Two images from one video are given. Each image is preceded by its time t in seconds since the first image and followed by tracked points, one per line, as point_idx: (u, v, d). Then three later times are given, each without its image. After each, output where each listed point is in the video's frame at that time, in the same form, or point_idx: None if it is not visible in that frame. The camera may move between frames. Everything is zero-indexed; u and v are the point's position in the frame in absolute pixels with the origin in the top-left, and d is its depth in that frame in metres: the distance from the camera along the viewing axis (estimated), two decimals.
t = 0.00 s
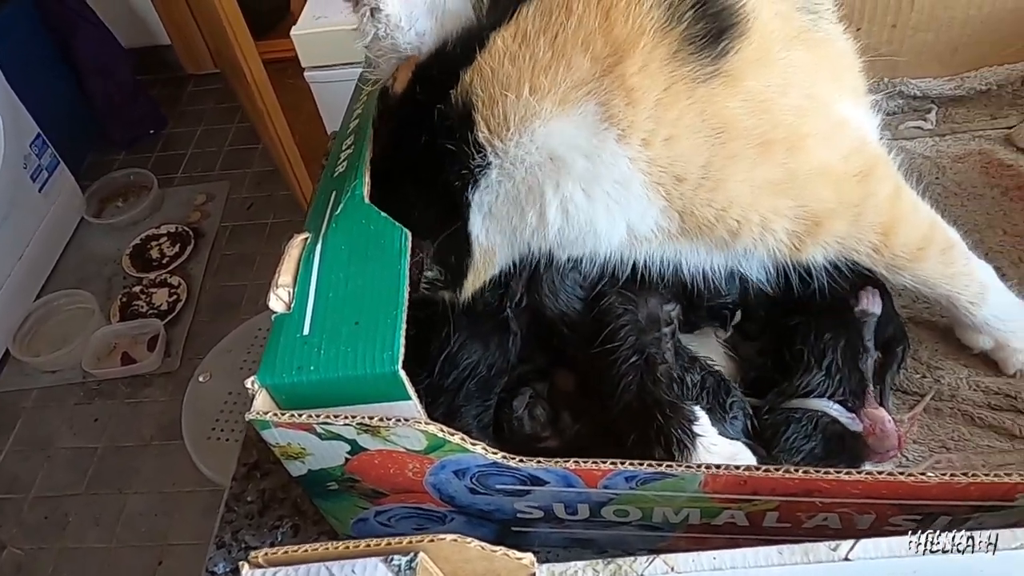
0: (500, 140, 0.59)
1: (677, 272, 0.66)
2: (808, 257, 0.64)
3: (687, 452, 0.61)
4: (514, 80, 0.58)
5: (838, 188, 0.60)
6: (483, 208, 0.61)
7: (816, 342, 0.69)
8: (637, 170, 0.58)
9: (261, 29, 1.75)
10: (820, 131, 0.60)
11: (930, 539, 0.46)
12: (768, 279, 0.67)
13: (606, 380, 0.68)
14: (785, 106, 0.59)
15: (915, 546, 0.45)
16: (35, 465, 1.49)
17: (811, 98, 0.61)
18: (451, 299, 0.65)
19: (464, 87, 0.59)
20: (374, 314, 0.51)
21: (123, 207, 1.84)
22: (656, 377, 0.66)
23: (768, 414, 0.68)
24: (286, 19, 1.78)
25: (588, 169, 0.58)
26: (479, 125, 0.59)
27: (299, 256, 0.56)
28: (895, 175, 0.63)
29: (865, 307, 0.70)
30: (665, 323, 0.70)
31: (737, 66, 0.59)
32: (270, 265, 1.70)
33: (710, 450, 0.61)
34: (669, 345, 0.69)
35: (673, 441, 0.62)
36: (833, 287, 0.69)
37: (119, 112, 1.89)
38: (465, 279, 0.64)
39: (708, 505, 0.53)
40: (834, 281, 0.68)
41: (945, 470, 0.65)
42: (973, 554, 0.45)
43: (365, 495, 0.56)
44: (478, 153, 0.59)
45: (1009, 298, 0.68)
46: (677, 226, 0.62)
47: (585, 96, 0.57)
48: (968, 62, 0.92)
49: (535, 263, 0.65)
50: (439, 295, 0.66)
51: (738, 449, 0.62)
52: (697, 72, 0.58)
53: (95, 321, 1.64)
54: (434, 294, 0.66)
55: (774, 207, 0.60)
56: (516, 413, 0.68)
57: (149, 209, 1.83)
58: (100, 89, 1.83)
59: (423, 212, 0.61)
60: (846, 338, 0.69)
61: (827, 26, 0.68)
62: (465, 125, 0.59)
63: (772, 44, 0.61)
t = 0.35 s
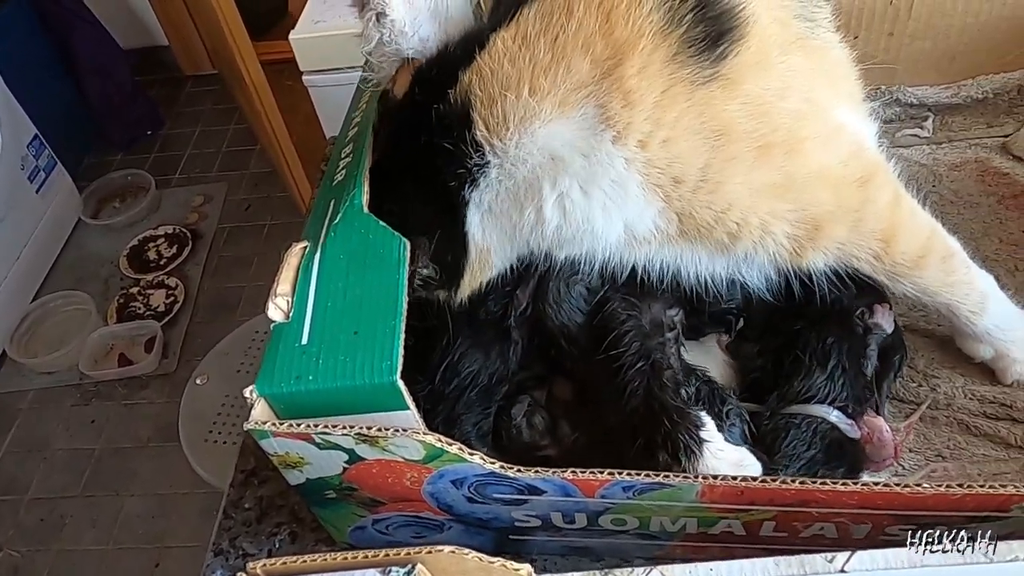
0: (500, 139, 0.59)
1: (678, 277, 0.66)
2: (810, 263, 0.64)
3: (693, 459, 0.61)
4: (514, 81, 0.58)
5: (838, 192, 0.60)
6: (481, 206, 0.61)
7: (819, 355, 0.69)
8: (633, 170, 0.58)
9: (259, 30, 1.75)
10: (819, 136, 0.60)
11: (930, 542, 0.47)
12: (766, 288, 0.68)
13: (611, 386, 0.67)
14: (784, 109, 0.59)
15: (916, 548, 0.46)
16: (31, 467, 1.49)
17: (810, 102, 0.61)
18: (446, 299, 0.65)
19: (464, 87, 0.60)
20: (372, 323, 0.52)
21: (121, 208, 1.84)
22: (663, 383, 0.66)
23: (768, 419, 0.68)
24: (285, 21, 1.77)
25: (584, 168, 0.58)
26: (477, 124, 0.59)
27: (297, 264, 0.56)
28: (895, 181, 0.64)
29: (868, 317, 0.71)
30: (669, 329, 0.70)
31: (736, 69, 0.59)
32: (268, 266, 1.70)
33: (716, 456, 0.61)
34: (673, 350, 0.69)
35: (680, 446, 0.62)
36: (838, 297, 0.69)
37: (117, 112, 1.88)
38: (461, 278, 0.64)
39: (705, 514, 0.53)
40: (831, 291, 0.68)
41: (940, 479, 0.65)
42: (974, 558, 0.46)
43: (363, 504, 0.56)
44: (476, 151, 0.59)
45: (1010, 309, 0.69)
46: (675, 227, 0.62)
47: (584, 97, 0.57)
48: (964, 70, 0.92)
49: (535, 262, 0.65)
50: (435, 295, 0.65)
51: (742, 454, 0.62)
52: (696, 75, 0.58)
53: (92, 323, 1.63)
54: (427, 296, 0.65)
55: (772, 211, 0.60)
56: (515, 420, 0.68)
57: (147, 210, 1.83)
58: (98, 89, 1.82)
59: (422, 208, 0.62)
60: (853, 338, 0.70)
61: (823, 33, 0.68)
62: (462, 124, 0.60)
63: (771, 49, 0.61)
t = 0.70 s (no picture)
0: (460, 159, 0.60)
1: (639, 285, 0.67)
2: (771, 271, 0.65)
3: (652, 461, 0.62)
4: (471, 100, 0.58)
5: (799, 202, 0.62)
6: (444, 223, 0.62)
7: (785, 366, 0.71)
8: (594, 184, 0.59)
9: (236, 36, 1.74)
10: (776, 146, 0.61)
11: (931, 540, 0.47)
12: (727, 291, 0.68)
13: (564, 387, 0.68)
14: (742, 121, 0.60)
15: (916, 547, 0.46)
16: (10, 479, 1.47)
17: (764, 112, 0.62)
18: (410, 312, 0.67)
19: (422, 108, 0.60)
20: (344, 332, 0.52)
21: (98, 216, 1.82)
22: (623, 383, 0.66)
23: (740, 421, 0.70)
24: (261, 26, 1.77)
25: (545, 184, 0.59)
26: (438, 145, 0.60)
27: (269, 275, 0.56)
28: (859, 188, 0.65)
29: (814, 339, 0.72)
30: (629, 330, 0.70)
31: (693, 82, 0.60)
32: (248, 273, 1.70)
33: (675, 457, 0.62)
34: (632, 352, 0.70)
35: (640, 447, 0.62)
36: (802, 296, 0.69)
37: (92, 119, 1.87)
38: (425, 294, 0.65)
39: (678, 516, 0.54)
40: (792, 295, 0.69)
41: (907, 478, 0.68)
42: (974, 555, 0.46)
43: (339, 512, 0.57)
44: (438, 172, 0.60)
45: (975, 311, 0.71)
46: (636, 239, 0.62)
47: (544, 112, 0.58)
48: (928, 72, 0.94)
49: (498, 275, 0.66)
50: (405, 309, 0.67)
51: (702, 453, 0.64)
52: (653, 89, 0.58)
53: (70, 333, 1.62)
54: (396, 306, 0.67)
55: (734, 222, 0.61)
56: (489, 426, 0.71)
57: (125, 217, 1.82)
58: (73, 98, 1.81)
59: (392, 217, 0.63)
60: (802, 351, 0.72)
61: (781, 42, 0.70)
62: (426, 145, 0.60)
63: (727, 61, 0.62)
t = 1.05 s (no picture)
0: (438, 182, 0.61)
1: (610, 305, 0.69)
2: (732, 291, 0.68)
3: (630, 480, 0.63)
4: (449, 126, 0.60)
5: (759, 224, 0.64)
6: (420, 246, 0.63)
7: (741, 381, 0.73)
8: (565, 213, 0.61)
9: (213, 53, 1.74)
10: (737, 171, 0.63)
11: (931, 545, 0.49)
12: (693, 310, 0.71)
13: (544, 408, 0.70)
14: (704, 149, 0.62)
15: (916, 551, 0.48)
16: None
17: (726, 139, 0.64)
18: (394, 335, 0.67)
19: (399, 132, 0.61)
20: (315, 354, 0.53)
21: (75, 233, 1.81)
22: (602, 405, 0.68)
23: (702, 438, 0.72)
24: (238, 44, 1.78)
25: (521, 209, 0.61)
26: (415, 168, 0.60)
27: (241, 298, 0.57)
28: (813, 208, 0.67)
29: (774, 362, 0.75)
30: (606, 352, 0.73)
31: (659, 111, 0.61)
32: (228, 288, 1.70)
33: (652, 478, 0.63)
34: (609, 373, 0.72)
35: (618, 467, 0.64)
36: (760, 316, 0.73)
37: (70, 136, 1.87)
38: (400, 316, 0.66)
39: (645, 530, 0.55)
40: (750, 310, 0.71)
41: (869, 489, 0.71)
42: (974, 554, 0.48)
43: (314, 532, 0.57)
44: (414, 194, 0.61)
45: (928, 320, 0.74)
46: (606, 261, 0.64)
47: (518, 141, 0.59)
48: (889, 89, 0.98)
49: (477, 300, 0.68)
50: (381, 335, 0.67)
51: (675, 473, 0.65)
52: (621, 118, 0.60)
53: (48, 351, 1.61)
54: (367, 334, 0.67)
55: (698, 243, 0.63)
56: (463, 443, 0.71)
57: (103, 234, 1.81)
58: (51, 116, 1.81)
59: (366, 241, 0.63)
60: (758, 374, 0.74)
61: (743, 69, 0.73)
62: (402, 168, 0.61)
63: (690, 92, 0.64)
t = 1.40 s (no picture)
0: (438, 191, 0.61)
1: (609, 315, 0.69)
2: (732, 299, 0.68)
3: (623, 485, 0.63)
4: (448, 135, 0.60)
5: (756, 231, 0.64)
6: (426, 257, 0.64)
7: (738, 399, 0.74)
8: (564, 217, 0.61)
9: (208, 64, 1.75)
10: (735, 178, 0.63)
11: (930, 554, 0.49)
12: (690, 321, 0.71)
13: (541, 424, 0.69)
14: (703, 154, 0.63)
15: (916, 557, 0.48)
16: None
17: (724, 147, 0.64)
18: (399, 349, 0.68)
19: (399, 142, 0.62)
20: (309, 371, 0.53)
21: (69, 243, 1.81)
22: (594, 410, 0.68)
23: (700, 453, 0.71)
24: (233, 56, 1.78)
25: (518, 216, 0.61)
26: (416, 178, 0.61)
27: (236, 313, 0.58)
28: (809, 219, 0.68)
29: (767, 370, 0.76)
30: (600, 357, 0.73)
31: (658, 116, 0.62)
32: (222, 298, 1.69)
33: (645, 483, 0.63)
34: (603, 378, 0.73)
35: (610, 472, 0.64)
36: (755, 327, 0.73)
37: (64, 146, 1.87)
38: (409, 330, 0.67)
39: (638, 544, 0.55)
40: (750, 319, 0.72)
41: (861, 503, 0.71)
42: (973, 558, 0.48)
43: (308, 547, 0.57)
44: (417, 205, 0.62)
45: (918, 332, 0.75)
46: (605, 269, 0.64)
47: (517, 147, 0.60)
48: (879, 102, 0.99)
49: (478, 307, 0.68)
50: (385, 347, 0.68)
51: (669, 479, 0.64)
52: (621, 124, 0.61)
53: (40, 361, 1.60)
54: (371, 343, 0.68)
55: (698, 249, 0.63)
56: (458, 456, 0.72)
57: (97, 244, 1.81)
58: (45, 126, 1.81)
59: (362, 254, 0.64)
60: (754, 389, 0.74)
61: (739, 79, 0.74)
62: (403, 178, 0.62)
63: (688, 97, 0.65)
